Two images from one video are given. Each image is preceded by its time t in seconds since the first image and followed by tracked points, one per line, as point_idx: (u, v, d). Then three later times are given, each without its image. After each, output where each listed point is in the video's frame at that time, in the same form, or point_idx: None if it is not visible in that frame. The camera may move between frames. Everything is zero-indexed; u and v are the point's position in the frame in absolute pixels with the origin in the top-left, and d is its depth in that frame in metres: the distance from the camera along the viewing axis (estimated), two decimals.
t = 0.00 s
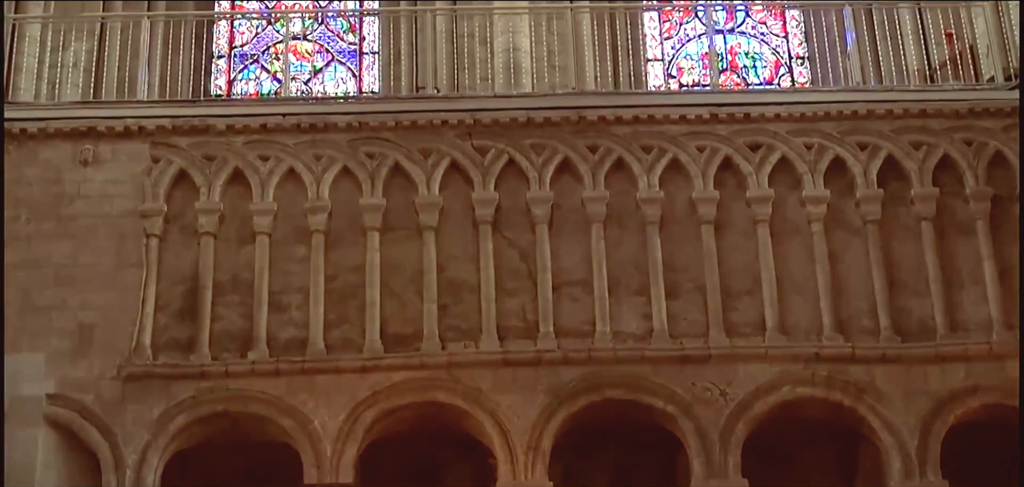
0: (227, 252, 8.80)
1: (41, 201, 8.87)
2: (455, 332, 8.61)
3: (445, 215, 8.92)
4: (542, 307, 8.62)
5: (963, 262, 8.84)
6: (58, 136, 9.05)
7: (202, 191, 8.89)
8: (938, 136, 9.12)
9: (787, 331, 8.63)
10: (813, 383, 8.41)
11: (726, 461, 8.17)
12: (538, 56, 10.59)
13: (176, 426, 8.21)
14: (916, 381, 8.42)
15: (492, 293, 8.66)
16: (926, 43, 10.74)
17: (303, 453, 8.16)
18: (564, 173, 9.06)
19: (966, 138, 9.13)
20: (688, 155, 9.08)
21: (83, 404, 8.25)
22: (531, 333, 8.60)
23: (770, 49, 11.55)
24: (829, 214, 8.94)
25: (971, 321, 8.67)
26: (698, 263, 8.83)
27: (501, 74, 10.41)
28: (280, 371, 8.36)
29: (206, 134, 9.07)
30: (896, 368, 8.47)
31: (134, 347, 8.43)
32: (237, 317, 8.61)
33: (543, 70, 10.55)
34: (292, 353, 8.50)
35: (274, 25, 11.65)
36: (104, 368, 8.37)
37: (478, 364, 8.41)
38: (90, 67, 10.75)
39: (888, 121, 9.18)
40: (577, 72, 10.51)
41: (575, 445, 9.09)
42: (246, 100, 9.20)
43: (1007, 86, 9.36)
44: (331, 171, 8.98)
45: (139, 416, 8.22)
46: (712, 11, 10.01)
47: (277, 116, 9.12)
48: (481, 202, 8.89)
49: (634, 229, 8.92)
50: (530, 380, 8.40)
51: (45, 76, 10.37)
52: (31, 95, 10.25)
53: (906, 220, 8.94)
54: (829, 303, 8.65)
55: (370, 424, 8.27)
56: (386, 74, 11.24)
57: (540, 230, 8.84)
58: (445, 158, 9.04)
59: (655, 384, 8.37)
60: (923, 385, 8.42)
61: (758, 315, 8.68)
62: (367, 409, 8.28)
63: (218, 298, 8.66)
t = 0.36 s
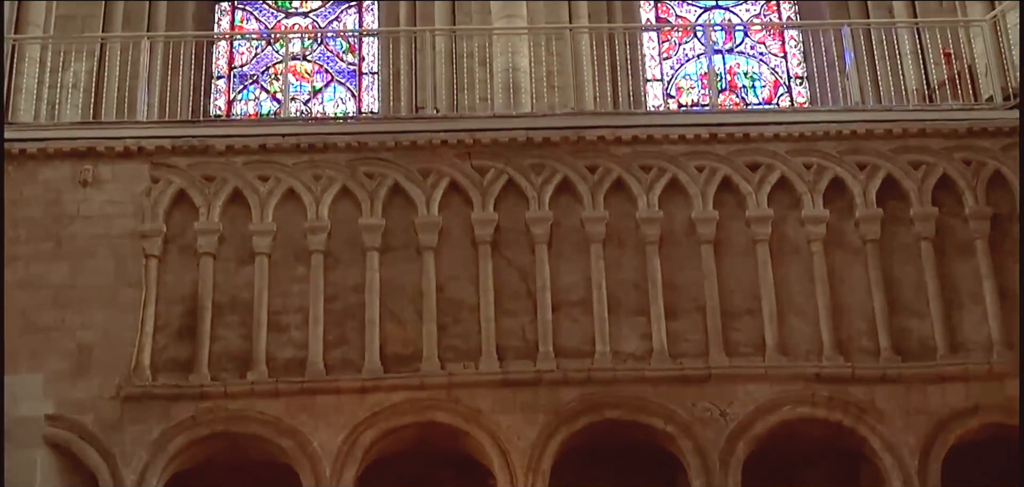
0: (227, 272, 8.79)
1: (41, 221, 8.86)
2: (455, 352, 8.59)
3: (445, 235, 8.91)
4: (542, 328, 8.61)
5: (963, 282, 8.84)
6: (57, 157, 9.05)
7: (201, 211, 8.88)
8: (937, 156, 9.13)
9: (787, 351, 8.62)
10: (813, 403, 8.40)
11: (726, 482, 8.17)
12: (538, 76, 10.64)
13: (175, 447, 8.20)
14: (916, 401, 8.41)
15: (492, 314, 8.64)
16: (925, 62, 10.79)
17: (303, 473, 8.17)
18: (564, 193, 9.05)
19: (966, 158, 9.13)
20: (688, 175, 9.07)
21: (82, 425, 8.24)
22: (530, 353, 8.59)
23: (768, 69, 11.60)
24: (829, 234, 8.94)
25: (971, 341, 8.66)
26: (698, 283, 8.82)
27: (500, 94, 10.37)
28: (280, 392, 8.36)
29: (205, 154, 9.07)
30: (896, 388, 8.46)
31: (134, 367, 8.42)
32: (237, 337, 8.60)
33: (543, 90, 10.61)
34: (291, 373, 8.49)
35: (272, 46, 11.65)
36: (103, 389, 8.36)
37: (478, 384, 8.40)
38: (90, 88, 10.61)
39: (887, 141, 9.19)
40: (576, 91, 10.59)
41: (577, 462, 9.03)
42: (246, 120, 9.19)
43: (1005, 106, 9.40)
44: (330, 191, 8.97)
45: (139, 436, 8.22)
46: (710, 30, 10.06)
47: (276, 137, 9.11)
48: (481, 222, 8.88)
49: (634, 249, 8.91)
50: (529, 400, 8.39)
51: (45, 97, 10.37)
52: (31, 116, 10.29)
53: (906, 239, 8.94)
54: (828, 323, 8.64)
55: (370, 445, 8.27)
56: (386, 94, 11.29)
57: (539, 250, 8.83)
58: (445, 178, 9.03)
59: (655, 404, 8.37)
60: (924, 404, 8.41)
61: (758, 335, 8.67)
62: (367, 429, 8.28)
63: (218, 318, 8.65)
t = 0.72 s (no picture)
0: (226, 293, 8.76)
1: (40, 242, 8.83)
2: (454, 373, 8.56)
3: (444, 255, 8.89)
4: (542, 349, 8.59)
5: (963, 302, 8.82)
6: (56, 178, 9.02)
7: (201, 232, 8.86)
8: (938, 176, 9.13)
9: (787, 372, 8.60)
10: (814, 424, 8.38)
11: None
12: (537, 96, 10.67)
13: (174, 468, 8.18)
14: (917, 421, 8.39)
15: (491, 335, 8.62)
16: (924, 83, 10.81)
17: None
18: (563, 214, 9.03)
19: (965, 178, 9.13)
20: (688, 195, 9.06)
21: (81, 446, 8.22)
22: (530, 374, 8.57)
23: (768, 89, 11.62)
24: (829, 254, 8.92)
25: (972, 361, 8.64)
26: (698, 303, 8.80)
27: (499, 114, 10.39)
28: (279, 413, 8.33)
29: (204, 175, 9.05)
30: (897, 408, 8.43)
31: (132, 389, 8.39)
32: (236, 358, 8.57)
33: (542, 111, 10.61)
34: (290, 394, 8.46)
35: (272, 67, 11.66)
36: (102, 410, 8.34)
37: (477, 405, 8.37)
38: (90, 108, 10.62)
39: (887, 161, 9.19)
40: (575, 111, 10.63)
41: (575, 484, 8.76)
42: (246, 141, 9.19)
43: (1005, 127, 9.40)
44: (330, 212, 8.95)
45: (138, 458, 8.20)
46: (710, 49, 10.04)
47: (276, 158, 9.10)
48: (481, 242, 8.86)
49: (634, 270, 8.89)
50: (529, 422, 8.36)
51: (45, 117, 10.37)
52: (31, 135, 10.16)
53: (906, 259, 8.93)
54: (829, 343, 8.62)
55: (369, 466, 8.24)
56: (386, 115, 11.29)
57: (539, 271, 8.81)
58: (445, 199, 9.02)
59: (655, 425, 8.34)
60: (925, 425, 8.38)
61: (759, 356, 8.65)
62: (366, 451, 8.25)
63: (217, 339, 8.62)
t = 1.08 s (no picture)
0: (226, 314, 8.75)
1: (39, 262, 8.82)
2: (454, 394, 8.55)
3: (444, 275, 8.88)
4: (542, 369, 8.57)
5: (963, 322, 8.81)
6: (56, 198, 9.02)
7: (200, 252, 8.85)
8: (937, 196, 9.13)
9: (787, 392, 8.59)
10: (815, 444, 8.37)
11: None
12: (537, 116, 10.63)
13: None
14: (918, 442, 8.37)
15: (491, 355, 8.60)
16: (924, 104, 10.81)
17: None
18: (563, 234, 9.02)
19: (965, 198, 9.13)
20: (688, 215, 9.05)
21: (79, 467, 8.20)
22: (530, 395, 8.55)
23: (767, 109, 11.66)
24: (829, 274, 8.92)
25: (973, 382, 8.63)
26: (698, 323, 8.79)
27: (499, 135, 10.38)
28: (278, 434, 8.32)
29: (204, 196, 9.05)
30: (898, 428, 8.42)
31: (132, 409, 8.37)
32: (236, 379, 8.56)
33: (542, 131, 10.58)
34: (290, 415, 8.45)
35: (272, 87, 11.70)
36: (101, 431, 8.32)
37: (477, 426, 8.36)
38: (90, 128, 10.69)
39: (886, 181, 9.20)
40: (576, 131, 10.62)
41: None
42: (246, 162, 9.20)
43: (1005, 146, 9.41)
44: (329, 232, 8.94)
45: (137, 479, 8.18)
46: (707, 70, 10.09)
47: (276, 178, 9.10)
48: (481, 262, 8.84)
49: (634, 290, 8.89)
50: (529, 442, 8.35)
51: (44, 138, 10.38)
52: (31, 156, 10.24)
53: (906, 280, 8.93)
54: (829, 363, 8.61)
55: None
56: (386, 136, 11.31)
57: (539, 291, 8.79)
58: (444, 219, 9.01)
59: (656, 445, 8.32)
60: (925, 445, 8.37)
61: (759, 376, 8.64)
62: (365, 472, 8.24)
63: (217, 360, 8.61)
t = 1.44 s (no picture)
0: (226, 335, 8.74)
1: (39, 283, 8.81)
2: (454, 414, 8.54)
3: (444, 296, 8.87)
4: (542, 390, 8.56)
5: (964, 343, 8.80)
6: (56, 219, 9.01)
7: (200, 273, 8.85)
8: (937, 216, 9.13)
9: (788, 412, 8.58)
10: (815, 465, 8.36)
11: None
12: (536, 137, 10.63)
13: None
14: (918, 462, 8.36)
15: (491, 376, 8.59)
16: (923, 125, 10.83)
17: None
18: (563, 254, 9.02)
19: (965, 218, 9.13)
20: (688, 235, 9.05)
21: None
22: (530, 416, 8.54)
23: (767, 129, 11.70)
24: (829, 294, 8.91)
25: (974, 402, 8.61)
26: (699, 344, 8.78)
27: (499, 156, 10.39)
28: (278, 455, 8.32)
29: (204, 217, 9.05)
30: (899, 449, 8.40)
31: (131, 431, 8.36)
32: (235, 400, 8.55)
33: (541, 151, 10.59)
34: (290, 436, 8.44)
35: (272, 107, 11.72)
36: (101, 453, 8.32)
37: (477, 447, 8.35)
38: (90, 149, 10.70)
39: (886, 201, 9.20)
40: (575, 152, 10.64)
41: None
42: (246, 183, 9.20)
43: (1005, 166, 9.43)
44: (329, 253, 8.94)
45: None
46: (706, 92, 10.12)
47: (275, 199, 9.10)
48: (481, 282, 8.83)
49: (634, 311, 8.88)
50: (530, 464, 8.34)
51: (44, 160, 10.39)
52: (31, 178, 10.26)
53: (906, 300, 8.92)
54: (830, 384, 8.60)
55: None
56: (386, 156, 11.36)
57: (539, 312, 8.78)
58: (444, 240, 9.00)
59: (656, 466, 8.32)
60: (926, 466, 8.35)
61: (759, 397, 8.63)
62: None
63: (217, 381, 8.60)
